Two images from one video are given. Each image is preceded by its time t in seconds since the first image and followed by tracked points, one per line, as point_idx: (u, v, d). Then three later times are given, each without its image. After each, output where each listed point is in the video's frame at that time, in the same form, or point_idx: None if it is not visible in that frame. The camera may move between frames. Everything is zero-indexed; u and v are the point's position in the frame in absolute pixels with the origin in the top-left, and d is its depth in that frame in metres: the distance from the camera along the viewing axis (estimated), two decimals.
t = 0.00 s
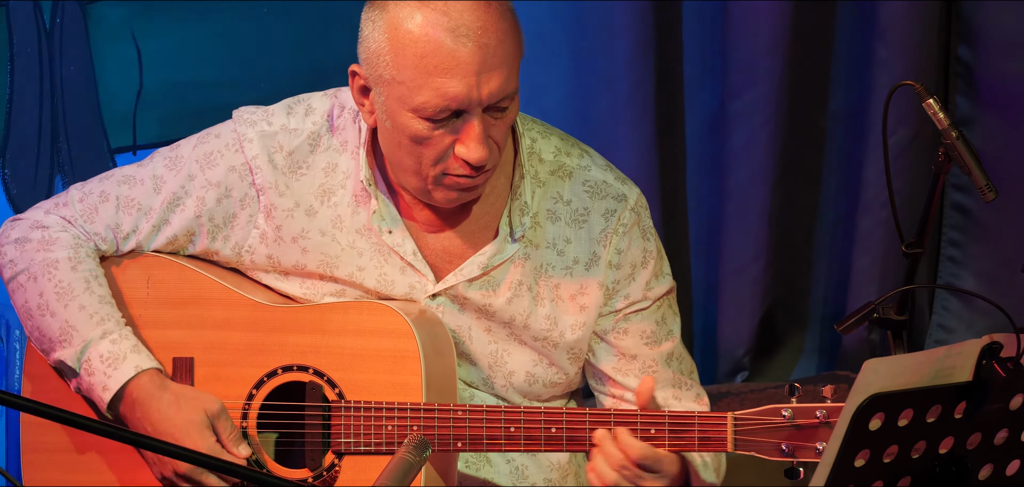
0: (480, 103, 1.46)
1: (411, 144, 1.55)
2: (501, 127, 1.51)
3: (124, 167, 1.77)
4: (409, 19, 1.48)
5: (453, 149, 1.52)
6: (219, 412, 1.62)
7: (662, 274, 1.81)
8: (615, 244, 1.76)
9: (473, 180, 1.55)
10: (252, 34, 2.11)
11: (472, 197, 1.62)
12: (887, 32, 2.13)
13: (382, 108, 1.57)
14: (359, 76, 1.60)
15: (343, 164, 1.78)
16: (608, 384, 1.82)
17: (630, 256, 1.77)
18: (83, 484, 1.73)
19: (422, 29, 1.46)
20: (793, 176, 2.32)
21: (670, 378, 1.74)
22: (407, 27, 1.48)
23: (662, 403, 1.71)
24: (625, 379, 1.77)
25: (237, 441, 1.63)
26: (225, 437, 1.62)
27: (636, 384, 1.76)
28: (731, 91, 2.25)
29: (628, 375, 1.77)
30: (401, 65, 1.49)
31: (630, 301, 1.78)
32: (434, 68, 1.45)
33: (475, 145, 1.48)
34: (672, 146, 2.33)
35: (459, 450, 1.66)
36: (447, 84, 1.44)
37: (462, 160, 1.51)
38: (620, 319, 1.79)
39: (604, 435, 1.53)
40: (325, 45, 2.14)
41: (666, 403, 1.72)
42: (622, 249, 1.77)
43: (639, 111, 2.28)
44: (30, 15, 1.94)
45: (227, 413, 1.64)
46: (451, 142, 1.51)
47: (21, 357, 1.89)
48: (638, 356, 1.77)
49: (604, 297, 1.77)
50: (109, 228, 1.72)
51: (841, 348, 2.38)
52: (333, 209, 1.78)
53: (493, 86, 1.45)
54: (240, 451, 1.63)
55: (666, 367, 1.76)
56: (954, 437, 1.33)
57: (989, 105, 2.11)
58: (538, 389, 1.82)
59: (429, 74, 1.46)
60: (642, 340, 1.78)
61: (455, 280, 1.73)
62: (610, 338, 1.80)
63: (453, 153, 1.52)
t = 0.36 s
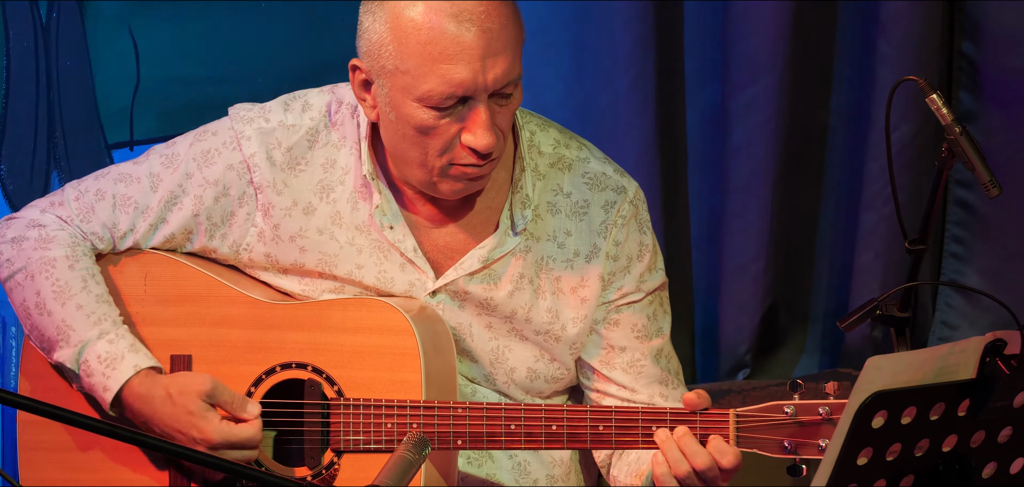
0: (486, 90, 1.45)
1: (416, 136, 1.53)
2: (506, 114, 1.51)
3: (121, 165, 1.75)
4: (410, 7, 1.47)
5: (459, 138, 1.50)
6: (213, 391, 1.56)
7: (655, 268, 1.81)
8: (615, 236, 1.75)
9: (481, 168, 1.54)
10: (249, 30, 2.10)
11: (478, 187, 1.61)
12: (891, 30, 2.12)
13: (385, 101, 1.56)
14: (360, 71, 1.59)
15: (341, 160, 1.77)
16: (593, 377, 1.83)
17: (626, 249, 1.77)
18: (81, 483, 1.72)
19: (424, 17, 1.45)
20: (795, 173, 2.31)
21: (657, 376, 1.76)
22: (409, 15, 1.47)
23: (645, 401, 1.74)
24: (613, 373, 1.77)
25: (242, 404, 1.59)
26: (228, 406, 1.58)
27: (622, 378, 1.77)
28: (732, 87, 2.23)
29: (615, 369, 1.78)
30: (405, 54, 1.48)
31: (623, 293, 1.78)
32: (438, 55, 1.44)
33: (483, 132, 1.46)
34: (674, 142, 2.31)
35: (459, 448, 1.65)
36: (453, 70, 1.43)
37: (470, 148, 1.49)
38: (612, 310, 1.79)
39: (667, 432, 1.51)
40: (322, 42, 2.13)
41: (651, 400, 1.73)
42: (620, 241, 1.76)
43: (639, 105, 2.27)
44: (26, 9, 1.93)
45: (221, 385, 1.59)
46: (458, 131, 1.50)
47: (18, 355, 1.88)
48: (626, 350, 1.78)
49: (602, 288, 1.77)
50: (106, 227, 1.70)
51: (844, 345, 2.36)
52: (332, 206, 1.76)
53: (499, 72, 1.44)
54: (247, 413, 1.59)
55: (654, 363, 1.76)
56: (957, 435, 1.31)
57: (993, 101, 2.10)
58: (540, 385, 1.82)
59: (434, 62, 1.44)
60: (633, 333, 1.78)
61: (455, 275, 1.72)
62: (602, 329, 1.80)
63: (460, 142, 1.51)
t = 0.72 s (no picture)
0: (487, 84, 1.43)
1: (417, 133, 1.52)
2: (507, 109, 1.49)
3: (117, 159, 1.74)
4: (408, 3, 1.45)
5: (461, 134, 1.49)
6: (209, 368, 1.56)
7: (659, 263, 1.79)
8: (617, 232, 1.74)
9: (483, 164, 1.52)
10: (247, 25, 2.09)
11: (480, 183, 1.60)
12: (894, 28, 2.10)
13: (385, 98, 1.54)
14: (359, 69, 1.57)
15: (339, 157, 1.75)
16: (597, 371, 1.82)
17: (629, 244, 1.75)
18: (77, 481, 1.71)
19: (422, 13, 1.43)
20: (797, 171, 2.29)
21: (662, 370, 1.75)
22: (407, 12, 1.45)
23: (650, 396, 1.72)
24: (617, 369, 1.77)
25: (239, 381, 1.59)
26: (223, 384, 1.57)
27: (626, 374, 1.76)
28: (734, 81, 2.22)
29: (620, 364, 1.77)
30: (404, 50, 1.46)
31: (626, 289, 1.77)
32: (437, 51, 1.42)
33: (484, 127, 1.45)
34: (675, 138, 2.29)
35: (457, 445, 1.64)
36: (453, 65, 1.41)
37: (471, 144, 1.48)
38: (615, 306, 1.78)
39: (653, 424, 1.54)
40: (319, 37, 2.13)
41: (655, 395, 1.72)
42: (622, 236, 1.75)
43: (640, 101, 2.25)
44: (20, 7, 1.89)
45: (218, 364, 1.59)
46: (459, 127, 1.48)
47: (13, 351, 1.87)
48: (631, 345, 1.77)
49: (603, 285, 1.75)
50: (101, 219, 1.69)
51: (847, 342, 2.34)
52: (329, 202, 1.75)
53: (499, 67, 1.42)
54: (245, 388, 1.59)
55: (658, 359, 1.75)
56: (961, 433, 1.30)
57: (997, 96, 2.08)
58: (541, 382, 1.80)
59: (433, 57, 1.43)
60: (637, 329, 1.77)
61: (453, 271, 1.70)
62: (605, 325, 1.79)
63: (461, 139, 1.50)
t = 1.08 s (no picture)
0: (488, 81, 1.42)
1: (417, 129, 1.50)
2: (509, 106, 1.49)
3: (117, 155, 1.70)
4: None
5: (461, 130, 1.48)
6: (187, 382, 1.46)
7: (664, 255, 1.78)
8: (620, 225, 1.73)
9: (484, 160, 1.51)
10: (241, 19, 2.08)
11: (481, 180, 1.59)
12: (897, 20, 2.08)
13: (385, 94, 1.52)
14: (361, 65, 1.56)
15: (340, 152, 1.74)
16: (602, 367, 1.81)
17: (633, 236, 1.74)
18: (75, 479, 1.70)
19: (424, 9, 1.41)
20: (800, 166, 2.28)
21: (666, 364, 1.74)
22: (408, 6, 1.43)
23: (656, 390, 1.73)
24: (622, 362, 1.76)
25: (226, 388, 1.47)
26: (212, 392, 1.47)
27: (632, 368, 1.75)
28: (735, 76, 2.21)
29: (624, 358, 1.77)
30: (405, 45, 1.44)
31: (631, 282, 1.76)
32: (438, 46, 1.41)
33: (485, 123, 1.44)
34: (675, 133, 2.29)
35: (459, 444, 1.63)
36: (454, 60, 1.40)
37: (472, 140, 1.47)
38: (621, 299, 1.77)
39: (654, 419, 1.54)
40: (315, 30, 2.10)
41: (661, 389, 1.72)
42: (626, 229, 1.73)
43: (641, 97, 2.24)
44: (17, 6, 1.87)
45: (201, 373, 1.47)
46: (460, 123, 1.47)
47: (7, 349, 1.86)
48: (637, 339, 1.76)
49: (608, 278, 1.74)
50: (105, 222, 1.67)
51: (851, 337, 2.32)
52: (331, 198, 1.74)
53: (500, 63, 1.41)
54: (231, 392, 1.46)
55: (664, 352, 1.75)
56: (964, 431, 1.29)
57: (1000, 91, 2.06)
58: (545, 377, 1.79)
59: (434, 53, 1.41)
60: (642, 322, 1.76)
61: (455, 266, 1.69)
62: (610, 318, 1.78)
63: (462, 135, 1.49)
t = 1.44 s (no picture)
0: (492, 71, 1.41)
1: (420, 120, 1.49)
2: (512, 98, 1.47)
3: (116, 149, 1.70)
4: None
5: (464, 121, 1.46)
6: (222, 380, 1.52)
7: (667, 250, 1.76)
8: (625, 218, 1.72)
9: (487, 152, 1.50)
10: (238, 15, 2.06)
11: (483, 173, 1.57)
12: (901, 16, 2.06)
13: (388, 85, 1.51)
14: (363, 55, 1.54)
15: (341, 145, 1.73)
16: (598, 362, 1.79)
17: (637, 230, 1.73)
18: (72, 476, 1.68)
19: None
20: (803, 161, 2.26)
21: (665, 360, 1.73)
22: None
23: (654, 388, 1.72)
24: (619, 360, 1.75)
25: (246, 399, 1.55)
26: (233, 400, 1.53)
27: (629, 366, 1.74)
28: (738, 71, 2.19)
29: (621, 355, 1.75)
30: (408, 35, 1.43)
31: (635, 278, 1.74)
32: (442, 36, 1.39)
33: (488, 114, 1.43)
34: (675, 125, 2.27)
35: (462, 444, 1.62)
36: (458, 50, 1.39)
37: (475, 131, 1.46)
38: (624, 294, 1.75)
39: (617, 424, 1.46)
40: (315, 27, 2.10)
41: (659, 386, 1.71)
42: (630, 223, 1.72)
43: (642, 91, 2.23)
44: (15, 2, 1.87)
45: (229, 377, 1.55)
46: (463, 114, 1.46)
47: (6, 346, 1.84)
48: (637, 336, 1.74)
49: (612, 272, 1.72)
50: (102, 213, 1.66)
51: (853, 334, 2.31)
52: (332, 192, 1.72)
53: (504, 53, 1.40)
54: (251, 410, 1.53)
55: (663, 349, 1.73)
56: (968, 428, 1.27)
57: (1002, 86, 2.04)
58: (548, 372, 1.78)
59: (438, 42, 1.40)
60: (642, 318, 1.74)
61: (457, 260, 1.68)
62: (613, 314, 1.76)
63: (464, 126, 1.47)
